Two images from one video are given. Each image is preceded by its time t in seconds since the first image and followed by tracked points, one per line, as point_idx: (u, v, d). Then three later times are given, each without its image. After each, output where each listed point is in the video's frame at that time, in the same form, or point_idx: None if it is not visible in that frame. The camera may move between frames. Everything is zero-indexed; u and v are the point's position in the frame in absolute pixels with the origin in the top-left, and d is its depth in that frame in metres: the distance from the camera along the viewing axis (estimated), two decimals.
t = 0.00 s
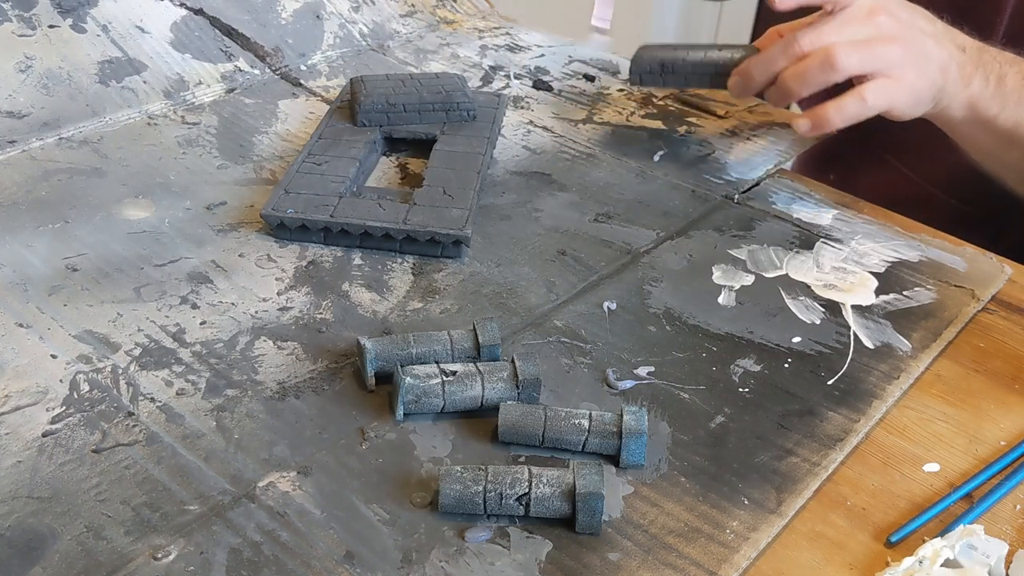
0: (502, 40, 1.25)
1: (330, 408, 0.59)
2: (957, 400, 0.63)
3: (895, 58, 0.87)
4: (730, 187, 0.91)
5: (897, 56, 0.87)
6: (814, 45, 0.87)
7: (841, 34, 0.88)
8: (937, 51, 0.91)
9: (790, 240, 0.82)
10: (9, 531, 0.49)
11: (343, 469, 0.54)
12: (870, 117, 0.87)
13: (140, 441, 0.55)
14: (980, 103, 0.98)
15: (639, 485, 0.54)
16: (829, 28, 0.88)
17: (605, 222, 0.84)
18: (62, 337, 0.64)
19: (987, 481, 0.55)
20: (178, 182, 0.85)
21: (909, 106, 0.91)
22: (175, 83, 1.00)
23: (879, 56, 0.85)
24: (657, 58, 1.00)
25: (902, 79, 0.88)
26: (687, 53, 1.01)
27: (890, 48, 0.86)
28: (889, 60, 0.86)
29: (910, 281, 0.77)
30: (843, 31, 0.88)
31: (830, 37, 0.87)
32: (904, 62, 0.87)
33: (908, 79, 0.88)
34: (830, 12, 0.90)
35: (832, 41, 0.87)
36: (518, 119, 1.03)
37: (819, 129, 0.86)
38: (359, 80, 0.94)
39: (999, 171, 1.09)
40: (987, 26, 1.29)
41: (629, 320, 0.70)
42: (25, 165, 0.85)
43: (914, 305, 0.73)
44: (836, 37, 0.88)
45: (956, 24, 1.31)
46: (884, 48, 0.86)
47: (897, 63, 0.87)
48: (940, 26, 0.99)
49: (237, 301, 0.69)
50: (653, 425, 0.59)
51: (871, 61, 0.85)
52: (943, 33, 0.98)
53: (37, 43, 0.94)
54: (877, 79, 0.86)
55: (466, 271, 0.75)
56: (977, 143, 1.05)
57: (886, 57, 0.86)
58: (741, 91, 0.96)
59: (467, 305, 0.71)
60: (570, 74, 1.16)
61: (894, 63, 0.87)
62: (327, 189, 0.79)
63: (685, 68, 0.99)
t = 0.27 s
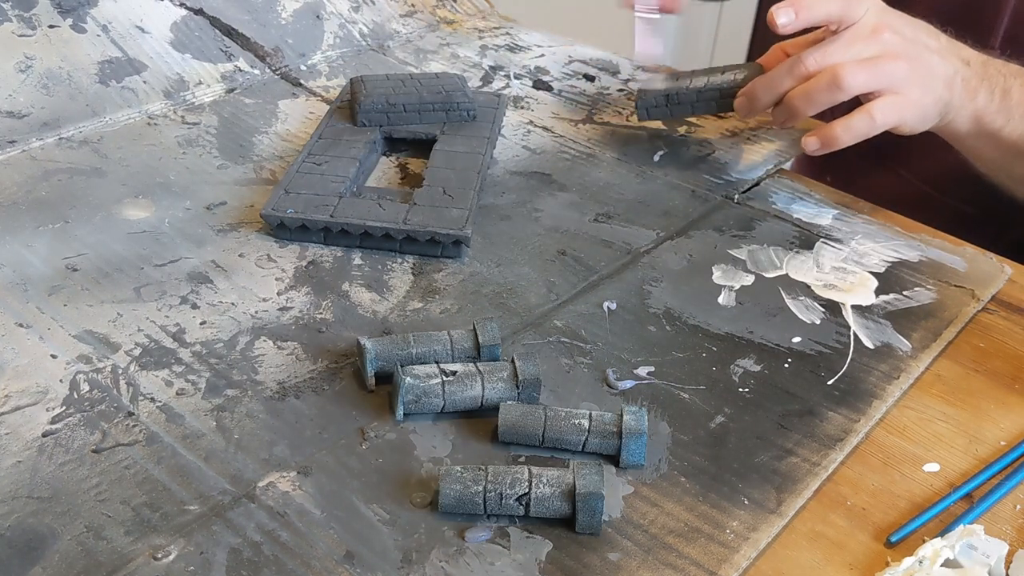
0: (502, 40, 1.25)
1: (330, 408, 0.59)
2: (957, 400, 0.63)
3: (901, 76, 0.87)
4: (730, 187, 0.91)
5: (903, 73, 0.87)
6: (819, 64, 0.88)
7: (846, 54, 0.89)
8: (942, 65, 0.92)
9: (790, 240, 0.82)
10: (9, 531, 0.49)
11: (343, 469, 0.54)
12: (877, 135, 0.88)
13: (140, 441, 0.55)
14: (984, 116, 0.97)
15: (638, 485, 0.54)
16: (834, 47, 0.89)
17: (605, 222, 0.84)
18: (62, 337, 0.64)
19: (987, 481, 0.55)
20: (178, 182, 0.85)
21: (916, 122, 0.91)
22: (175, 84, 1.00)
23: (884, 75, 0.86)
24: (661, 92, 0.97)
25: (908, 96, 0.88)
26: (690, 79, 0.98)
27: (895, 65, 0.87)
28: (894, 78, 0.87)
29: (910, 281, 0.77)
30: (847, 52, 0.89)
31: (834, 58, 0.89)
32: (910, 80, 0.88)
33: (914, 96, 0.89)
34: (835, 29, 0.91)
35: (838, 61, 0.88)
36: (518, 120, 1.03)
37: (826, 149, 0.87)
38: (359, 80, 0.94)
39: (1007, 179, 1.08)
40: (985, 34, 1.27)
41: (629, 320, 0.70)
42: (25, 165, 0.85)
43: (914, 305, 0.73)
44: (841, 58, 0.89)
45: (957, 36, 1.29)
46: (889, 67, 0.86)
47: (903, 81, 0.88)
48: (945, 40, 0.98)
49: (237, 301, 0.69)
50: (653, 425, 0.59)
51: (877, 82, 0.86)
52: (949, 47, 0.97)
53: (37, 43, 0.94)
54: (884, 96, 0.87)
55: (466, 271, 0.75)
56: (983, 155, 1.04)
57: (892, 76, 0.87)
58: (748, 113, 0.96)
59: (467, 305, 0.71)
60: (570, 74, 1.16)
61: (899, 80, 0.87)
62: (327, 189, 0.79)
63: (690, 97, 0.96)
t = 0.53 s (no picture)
0: (502, 40, 1.25)
1: (330, 408, 0.59)
2: (957, 400, 0.63)
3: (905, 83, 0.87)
4: (730, 187, 0.91)
5: (906, 80, 0.87)
6: (822, 70, 0.88)
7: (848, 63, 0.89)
8: (944, 72, 0.92)
9: (790, 240, 0.82)
10: (9, 531, 0.49)
11: (343, 469, 0.54)
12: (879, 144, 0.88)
13: (140, 441, 0.55)
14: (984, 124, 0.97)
15: (639, 485, 0.54)
16: (836, 54, 0.89)
17: (605, 222, 0.84)
18: (62, 337, 0.64)
19: (987, 481, 0.55)
20: (178, 182, 0.85)
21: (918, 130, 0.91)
22: (175, 83, 1.00)
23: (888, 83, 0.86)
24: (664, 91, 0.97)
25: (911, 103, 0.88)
26: (693, 83, 0.98)
27: (898, 72, 0.86)
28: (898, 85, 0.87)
29: (909, 281, 0.77)
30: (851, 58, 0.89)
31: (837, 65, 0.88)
32: (912, 85, 0.88)
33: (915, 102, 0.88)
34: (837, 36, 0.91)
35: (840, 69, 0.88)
36: (518, 120, 1.03)
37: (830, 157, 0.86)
38: (359, 80, 0.94)
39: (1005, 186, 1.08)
40: (985, 40, 1.26)
41: (629, 320, 0.70)
42: (26, 165, 0.85)
43: (914, 305, 0.73)
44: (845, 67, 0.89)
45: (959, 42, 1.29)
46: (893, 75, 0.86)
47: (905, 87, 0.87)
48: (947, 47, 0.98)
49: (237, 301, 0.69)
50: (653, 425, 0.59)
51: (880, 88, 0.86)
52: (951, 55, 0.98)
53: (37, 43, 0.94)
54: (886, 103, 0.87)
55: (466, 271, 0.75)
56: (985, 162, 1.04)
57: (896, 82, 0.87)
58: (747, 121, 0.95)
59: (467, 305, 0.71)
60: (570, 74, 1.16)
61: (902, 87, 0.87)
62: (327, 189, 0.79)
63: (692, 99, 0.96)
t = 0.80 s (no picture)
0: (502, 40, 1.25)
1: (330, 408, 0.59)
2: (957, 400, 0.63)
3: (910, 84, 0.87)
4: (730, 187, 0.91)
5: (912, 80, 0.87)
6: (828, 69, 0.88)
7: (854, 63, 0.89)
8: (950, 73, 0.92)
9: (790, 240, 0.82)
10: (9, 531, 0.49)
11: (343, 469, 0.54)
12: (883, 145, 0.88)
13: (140, 441, 0.55)
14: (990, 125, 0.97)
15: (639, 485, 0.54)
16: (842, 53, 0.88)
17: (605, 222, 0.84)
18: (62, 337, 0.64)
19: (987, 481, 0.55)
20: (178, 182, 0.85)
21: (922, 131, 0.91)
22: (175, 83, 1.00)
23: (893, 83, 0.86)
24: (667, 87, 0.98)
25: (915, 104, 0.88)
26: (696, 79, 0.99)
27: (904, 72, 0.86)
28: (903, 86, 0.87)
29: (910, 281, 0.77)
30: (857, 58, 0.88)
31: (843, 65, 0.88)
32: (917, 86, 0.88)
33: (920, 102, 0.89)
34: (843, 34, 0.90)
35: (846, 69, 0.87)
36: (518, 120, 1.02)
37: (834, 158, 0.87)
38: (359, 80, 0.94)
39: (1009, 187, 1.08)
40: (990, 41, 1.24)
41: (629, 320, 0.70)
42: (25, 165, 0.85)
43: (914, 305, 0.73)
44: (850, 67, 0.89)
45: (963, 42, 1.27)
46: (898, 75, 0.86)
47: (911, 87, 0.87)
48: (953, 48, 0.98)
49: (237, 301, 0.69)
50: (653, 425, 0.59)
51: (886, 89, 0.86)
52: (956, 55, 0.98)
53: (37, 43, 0.94)
54: (891, 104, 0.87)
55: (466, 271, 0.75)
56: (990, 164, 1.04)
57: (900, 82, 0.87)
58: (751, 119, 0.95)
59: (467, 305, 0.71)
60: (571, 74, 1.16)
61: (907, 87, 0.87)
62: (327, 189, 0.79)
63: (695, 95, 0.97)
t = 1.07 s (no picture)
0: (502, 40, 1.25)
1: (330, 408, 0.59)
2: (957, 400, 0.63)
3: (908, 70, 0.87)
4: (730, 187, 0.91)
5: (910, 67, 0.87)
6: (825, 57, 0.88)
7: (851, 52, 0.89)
8: (948, 64, 0.92)
9: (790, 240, 0.82)
10: (9, 531, 0.49)
11: (343, 469, 0.54)
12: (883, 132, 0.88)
13: (140, 441, 0.55)
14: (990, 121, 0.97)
15: (639, 485, 0.54)
16: (839, 41, 0.88)
17: (605, 222, 0.84)
18: (62, 337, 0.64)
19: (987, 481, 0.55)
20: (178, 182, 0.85)
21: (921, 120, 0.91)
22: (175, 83, 1.00)
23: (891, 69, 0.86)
24: (666, 79, 1.00)
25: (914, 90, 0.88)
26: (695, 72, 1.01)
27: (901, 60, 0.86)
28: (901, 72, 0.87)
29: (909, 281, 0.77)
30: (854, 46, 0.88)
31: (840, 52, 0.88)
32: (915, 74, 0.88)
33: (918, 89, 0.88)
34: (841, 23, 0.90)
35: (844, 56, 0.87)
36: (518, 119, 1.03)
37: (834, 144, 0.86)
38: (359, 80, 0.94)
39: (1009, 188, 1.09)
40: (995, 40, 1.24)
41: (629, 320, 0.70)
42: (26, 165, 0.85)
43: (914, 305, 0.73)
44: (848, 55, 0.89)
45: (965, 39, 1.27)
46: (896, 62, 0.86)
47: (910, 75, 0.87)
48: (951, 41, 0.98)
49: (237, 301, 0.69)
50: (653, 425, 0.59)
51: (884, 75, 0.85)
52: (955, 48, 0.98)
53: (37, 43, 0.94)
54: (889, 91, 0.87)
55: (466, 271, 0.75)
56: (988, 158, 1.04)
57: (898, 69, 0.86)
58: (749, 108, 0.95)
59: (467, 305, 0.71)
60: (570, 74, 1.16)
61: (905, 75, 0.87)
62: (327, 189, 0.79)
63: (693, 88, 0.98)
